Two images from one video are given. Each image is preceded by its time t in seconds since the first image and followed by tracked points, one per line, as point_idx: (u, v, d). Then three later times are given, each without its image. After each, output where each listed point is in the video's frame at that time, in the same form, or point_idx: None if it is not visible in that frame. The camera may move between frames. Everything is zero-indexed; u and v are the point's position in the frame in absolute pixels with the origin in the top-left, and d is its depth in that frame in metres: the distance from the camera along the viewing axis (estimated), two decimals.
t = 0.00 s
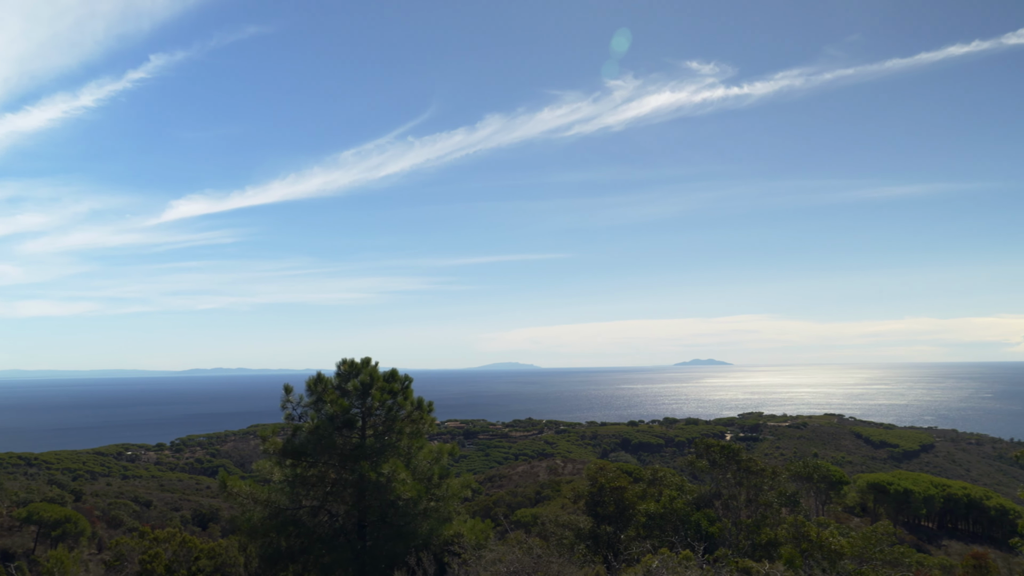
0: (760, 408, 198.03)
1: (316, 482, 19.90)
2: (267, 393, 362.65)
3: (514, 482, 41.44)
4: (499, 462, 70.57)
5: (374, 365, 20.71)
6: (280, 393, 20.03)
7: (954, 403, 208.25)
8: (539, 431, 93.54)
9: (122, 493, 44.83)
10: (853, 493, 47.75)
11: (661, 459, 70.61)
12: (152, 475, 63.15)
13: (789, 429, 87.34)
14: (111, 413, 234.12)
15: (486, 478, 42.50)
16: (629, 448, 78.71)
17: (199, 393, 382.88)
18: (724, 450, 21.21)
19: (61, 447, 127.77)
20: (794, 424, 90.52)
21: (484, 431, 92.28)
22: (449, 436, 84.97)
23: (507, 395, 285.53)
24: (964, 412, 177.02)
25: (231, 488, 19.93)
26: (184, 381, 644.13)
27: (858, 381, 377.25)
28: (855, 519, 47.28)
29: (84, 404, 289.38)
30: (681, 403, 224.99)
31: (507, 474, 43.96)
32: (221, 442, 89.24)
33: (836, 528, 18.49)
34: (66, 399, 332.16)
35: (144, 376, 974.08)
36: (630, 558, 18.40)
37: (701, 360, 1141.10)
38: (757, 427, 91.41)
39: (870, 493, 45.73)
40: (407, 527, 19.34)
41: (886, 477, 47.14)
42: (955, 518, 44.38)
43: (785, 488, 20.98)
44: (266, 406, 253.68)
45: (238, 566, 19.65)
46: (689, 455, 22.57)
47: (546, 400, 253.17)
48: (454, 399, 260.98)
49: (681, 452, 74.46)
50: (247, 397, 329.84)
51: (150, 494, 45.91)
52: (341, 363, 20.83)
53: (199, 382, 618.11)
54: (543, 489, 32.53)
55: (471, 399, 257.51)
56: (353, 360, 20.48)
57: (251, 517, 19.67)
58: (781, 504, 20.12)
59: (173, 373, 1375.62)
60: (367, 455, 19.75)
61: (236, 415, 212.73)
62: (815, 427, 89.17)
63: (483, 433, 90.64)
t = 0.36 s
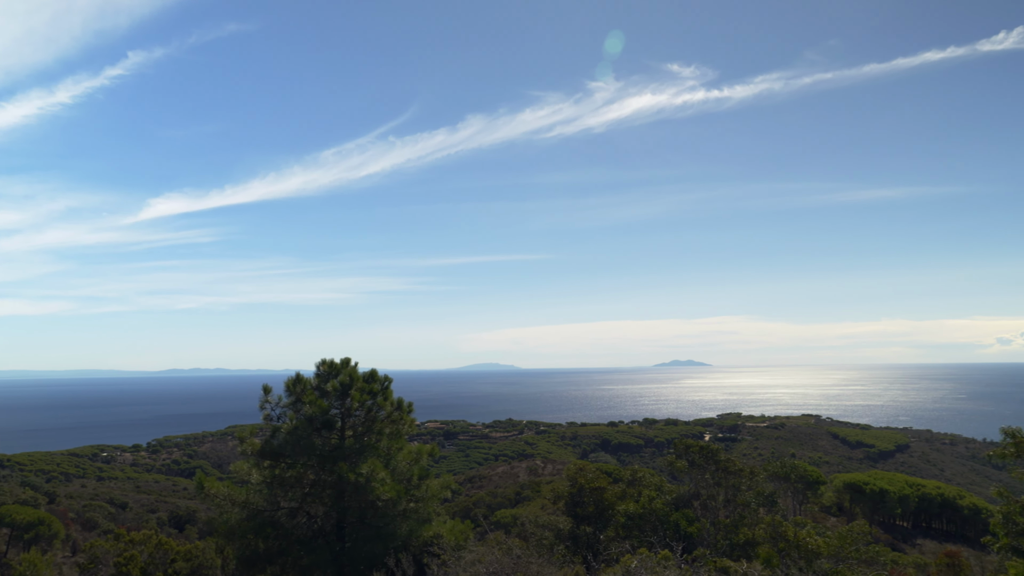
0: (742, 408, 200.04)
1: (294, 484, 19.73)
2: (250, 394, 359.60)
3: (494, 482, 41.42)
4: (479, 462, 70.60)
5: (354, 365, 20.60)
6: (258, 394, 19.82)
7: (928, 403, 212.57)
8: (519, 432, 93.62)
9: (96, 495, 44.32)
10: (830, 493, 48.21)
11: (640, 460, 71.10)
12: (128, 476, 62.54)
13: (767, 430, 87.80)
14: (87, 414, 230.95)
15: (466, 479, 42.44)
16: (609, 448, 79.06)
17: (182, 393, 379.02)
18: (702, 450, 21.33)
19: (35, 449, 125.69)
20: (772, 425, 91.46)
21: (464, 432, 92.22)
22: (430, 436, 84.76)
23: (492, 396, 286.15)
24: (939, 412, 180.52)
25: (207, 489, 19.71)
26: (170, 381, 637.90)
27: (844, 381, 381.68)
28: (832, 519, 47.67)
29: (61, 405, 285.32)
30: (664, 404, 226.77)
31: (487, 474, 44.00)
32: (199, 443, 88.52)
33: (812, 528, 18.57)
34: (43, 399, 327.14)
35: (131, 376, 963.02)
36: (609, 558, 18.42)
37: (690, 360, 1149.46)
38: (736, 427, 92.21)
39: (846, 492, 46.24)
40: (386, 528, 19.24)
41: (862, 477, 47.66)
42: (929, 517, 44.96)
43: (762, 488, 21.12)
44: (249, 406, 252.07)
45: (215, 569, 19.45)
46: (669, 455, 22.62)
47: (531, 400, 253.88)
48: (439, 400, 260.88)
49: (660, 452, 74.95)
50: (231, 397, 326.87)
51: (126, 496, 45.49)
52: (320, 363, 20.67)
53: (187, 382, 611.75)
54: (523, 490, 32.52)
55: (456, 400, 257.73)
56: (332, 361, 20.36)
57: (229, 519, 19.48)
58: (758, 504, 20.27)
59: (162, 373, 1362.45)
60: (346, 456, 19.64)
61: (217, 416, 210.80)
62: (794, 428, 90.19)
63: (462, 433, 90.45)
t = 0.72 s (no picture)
0: (723, 409, 201.76)
1: (272, 485, 19.59)
2: (231, 395, 356.29)
3: (473, 483, 41.32)
4: (458, 463, 70.44)
5: (332, 365, 20.47)
6: (235, 394, 19.65)
7: (902, 403, 216.34)
8: (498, 433, 93.55)
9: (70, 497, 43.71)
10: (806, 493, 48.59)
11: (619, 460, 71.36)
12: (102, 478, 61.75)
13: (744, 430, 88.18)
14: (60, 415, 227.00)
15: (444, 480, 42.31)
16: (588, 449, 79.25)
17: (163, 394, 374.17)
18: (680, 450, 21.46)
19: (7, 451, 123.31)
20: (751, 425, 92.33)
21: (443, 432, 91.85)
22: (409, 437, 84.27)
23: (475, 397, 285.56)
24: (913, 412, 183.57)
25: (183, 491, 19.46)
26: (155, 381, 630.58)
27: (828, 382, 385.17)
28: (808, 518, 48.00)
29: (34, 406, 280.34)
30: (647, 404, 228.11)
31: (465, 475, 43.96)
32: (175, 444, 87.52)
33: (789, 527, 18.70)
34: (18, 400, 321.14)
35: (116, 375, 951.80)
36: (588, 558, 18.44)
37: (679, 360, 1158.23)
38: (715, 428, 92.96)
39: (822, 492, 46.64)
40: (364, 530, 19.14)
41: (838, 477, 48.12)
42: (903, 516, 45.45)
43: (739, 488, 21.25)
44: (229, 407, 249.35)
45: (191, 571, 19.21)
46: (648, 456, 22.65)
47: (515, 401, 253.67)
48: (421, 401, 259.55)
49: (639, 453, 75.34)
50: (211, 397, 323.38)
51: (100, 498, 44.87)
52: (299, 363, 20.52)
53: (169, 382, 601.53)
54: (502, 490, 32.54)
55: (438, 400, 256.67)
56: (310, 361, 20.21)
57: (205, 521, 19.26)
58: (736, 504, 20.39)
59: (149, 372, 1346.67)
60: (324, 457, 19.50)
61: (197, 417, 208.40)
62: (771, 428, 91.11)
63: (442, 434, 89.95)
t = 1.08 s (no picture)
0: (703, 409, 203.28)
1: (248, 486, 19.48)
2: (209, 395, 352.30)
3: (451, 483, 41.23)
4: (436, 464, 70.11)
5: (309, 365, 20.32)
6: (211, 395, 19.46)
7: (875, 404, 219.96)
8: (476, 434, 93.56)
9: (41, 499, 43.06)
10: (781, 492, 48.95)
11: (596, 460, 71.62)
12: (73, 480, 60.88)
13: (721, 431, 88.73)
14: (28, 416, 222.31)
15: (422, 480, 42.14)
16: (566, 449, 79.48)
17: (139, 394, 368.49)
18: (657, 450, 21.57)
19: None
20: (726, 425, 93.00)
21: (421, 433, 91.35)
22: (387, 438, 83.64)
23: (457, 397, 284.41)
24: (887, 412, 186.61)
25: (157, 492, 19.21)
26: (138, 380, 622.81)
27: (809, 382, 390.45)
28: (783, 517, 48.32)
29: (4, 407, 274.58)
30: (628, 405, 229.05)
31: (443, 475, 43.88)
32: (149, 445, 86.54)
33: (764, 527, 18.86)
34: None
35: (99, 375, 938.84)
36: (565, 559, 18.44)
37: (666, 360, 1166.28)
38: (692, 428, 93.60)
39: (797, 491, 46.98)
40: (341, 530, 19.03)
41: (813, 476, 48.55)
42: (876, 515, 45.96)
43: (716, 488, 21.38)
44: (207, 407, 245.45)
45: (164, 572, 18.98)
46: (626, 456, 22.69)
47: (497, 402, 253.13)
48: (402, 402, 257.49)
49: (616, 453, 75.68)
50: (187, 398, 319.46)
51: (72, 500, 44.32)
52: (275, 364, 20.35)
53: (152, 382, 593.95)
54: (481, 491, 32.51)
55: (420, 401, 255.21)
56: (287, 361, 20.06)
57: (180, 522, 19.04)
58: (712, 504, 20.52)
59: (133, 372, 1327.70)
60: (301, 458, 19.36)
61: (172, 417, 206.05)
62: (747, 428, 91.82)
63: (420, 434, 89.40)
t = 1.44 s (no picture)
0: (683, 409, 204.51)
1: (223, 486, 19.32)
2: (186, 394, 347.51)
3: (428, 483, 41.07)
4: (413, 463, 69.76)
5: (285, 365, 20.19)
6: (185, 394, 19.21)
7: (850, 403, 223.11)
8: (453, 433, 93.37)
9: (9, 500, 42.35)
10: (756, 491, 49.45)
11: (573, 460, 71.86)
12: (43, 480, 60.05)
13: (697, 430, 89.26)
14: None
15: (398, 480, 41.91)
16: (543, 449, 79.69)
17: (114, 394, 362.45)
18: (634, 450, 21.66)
19: None
20: (702, 425, 93.41)
21: (398, 432, 90.57)
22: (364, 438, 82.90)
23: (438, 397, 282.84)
24: (861, 412, 189.32)
25: (130, 493, 18.93)
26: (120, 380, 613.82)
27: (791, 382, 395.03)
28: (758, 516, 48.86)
29: None
30: (610, 404, 229.66)
31: (420, 475, 43.64)
32: (122, 445, 85.53)
33: (739, 525, 19.01)
34: None
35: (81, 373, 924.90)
36: (542, 558, 18.46)
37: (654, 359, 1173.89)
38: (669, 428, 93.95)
39: (772, 490, 47.45)
40: (318, 531, 18.89)
41: (788, 475, 49.11)
42: (850, 513, 46.59)
43: (691, 487, 21.53)
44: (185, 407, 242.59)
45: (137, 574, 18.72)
46: (603, 455, 22.73)
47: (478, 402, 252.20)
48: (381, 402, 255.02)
49: (593, 452, 75.98)
50: (162, 398, 314.78)
51: (42, 501, 43.72)
52: (251, 363, 20.20)
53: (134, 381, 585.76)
54: (458, 491, 32.44)
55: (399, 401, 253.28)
56: (263, 361, 19.90)
57: (152, 524, 18.73)
58: (688, 503, 20.71)
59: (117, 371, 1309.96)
60: (276, 458, 19.19)
61: (146, 418, 203.05)
62: (723, 427, 92.42)
63: (397, 434, 88.74)
